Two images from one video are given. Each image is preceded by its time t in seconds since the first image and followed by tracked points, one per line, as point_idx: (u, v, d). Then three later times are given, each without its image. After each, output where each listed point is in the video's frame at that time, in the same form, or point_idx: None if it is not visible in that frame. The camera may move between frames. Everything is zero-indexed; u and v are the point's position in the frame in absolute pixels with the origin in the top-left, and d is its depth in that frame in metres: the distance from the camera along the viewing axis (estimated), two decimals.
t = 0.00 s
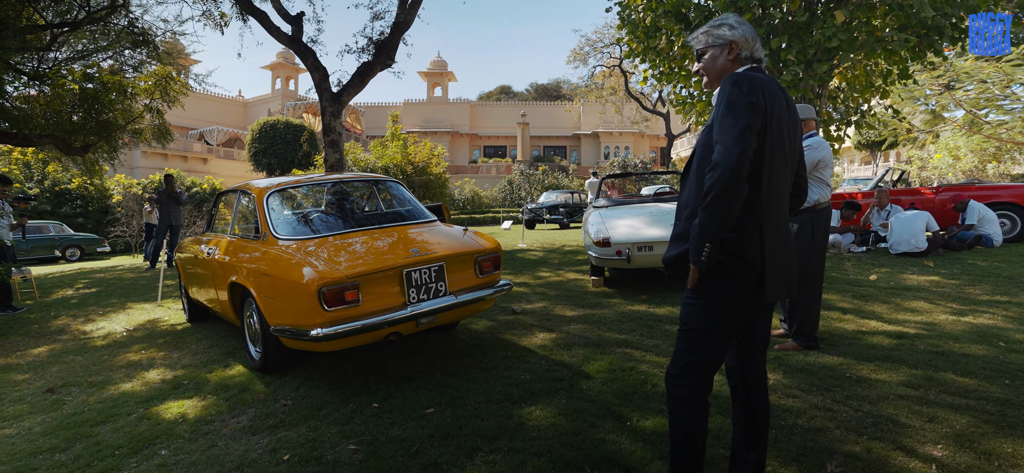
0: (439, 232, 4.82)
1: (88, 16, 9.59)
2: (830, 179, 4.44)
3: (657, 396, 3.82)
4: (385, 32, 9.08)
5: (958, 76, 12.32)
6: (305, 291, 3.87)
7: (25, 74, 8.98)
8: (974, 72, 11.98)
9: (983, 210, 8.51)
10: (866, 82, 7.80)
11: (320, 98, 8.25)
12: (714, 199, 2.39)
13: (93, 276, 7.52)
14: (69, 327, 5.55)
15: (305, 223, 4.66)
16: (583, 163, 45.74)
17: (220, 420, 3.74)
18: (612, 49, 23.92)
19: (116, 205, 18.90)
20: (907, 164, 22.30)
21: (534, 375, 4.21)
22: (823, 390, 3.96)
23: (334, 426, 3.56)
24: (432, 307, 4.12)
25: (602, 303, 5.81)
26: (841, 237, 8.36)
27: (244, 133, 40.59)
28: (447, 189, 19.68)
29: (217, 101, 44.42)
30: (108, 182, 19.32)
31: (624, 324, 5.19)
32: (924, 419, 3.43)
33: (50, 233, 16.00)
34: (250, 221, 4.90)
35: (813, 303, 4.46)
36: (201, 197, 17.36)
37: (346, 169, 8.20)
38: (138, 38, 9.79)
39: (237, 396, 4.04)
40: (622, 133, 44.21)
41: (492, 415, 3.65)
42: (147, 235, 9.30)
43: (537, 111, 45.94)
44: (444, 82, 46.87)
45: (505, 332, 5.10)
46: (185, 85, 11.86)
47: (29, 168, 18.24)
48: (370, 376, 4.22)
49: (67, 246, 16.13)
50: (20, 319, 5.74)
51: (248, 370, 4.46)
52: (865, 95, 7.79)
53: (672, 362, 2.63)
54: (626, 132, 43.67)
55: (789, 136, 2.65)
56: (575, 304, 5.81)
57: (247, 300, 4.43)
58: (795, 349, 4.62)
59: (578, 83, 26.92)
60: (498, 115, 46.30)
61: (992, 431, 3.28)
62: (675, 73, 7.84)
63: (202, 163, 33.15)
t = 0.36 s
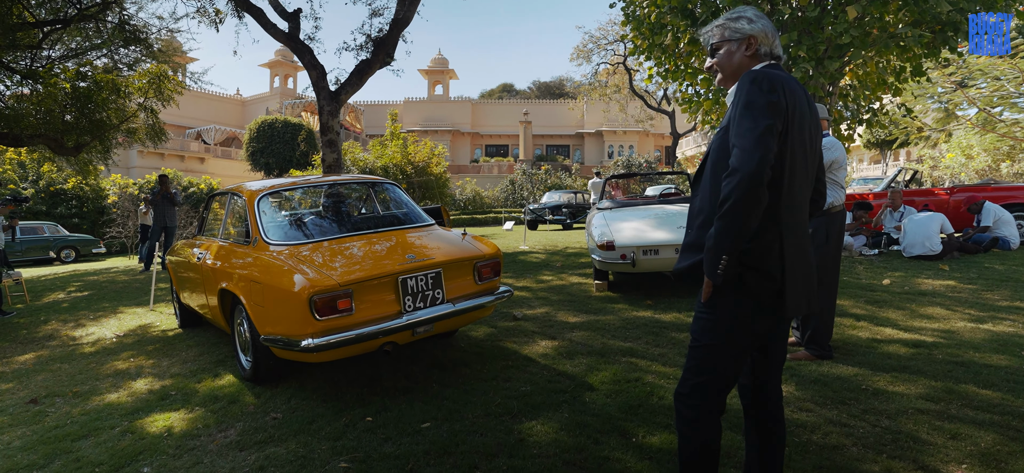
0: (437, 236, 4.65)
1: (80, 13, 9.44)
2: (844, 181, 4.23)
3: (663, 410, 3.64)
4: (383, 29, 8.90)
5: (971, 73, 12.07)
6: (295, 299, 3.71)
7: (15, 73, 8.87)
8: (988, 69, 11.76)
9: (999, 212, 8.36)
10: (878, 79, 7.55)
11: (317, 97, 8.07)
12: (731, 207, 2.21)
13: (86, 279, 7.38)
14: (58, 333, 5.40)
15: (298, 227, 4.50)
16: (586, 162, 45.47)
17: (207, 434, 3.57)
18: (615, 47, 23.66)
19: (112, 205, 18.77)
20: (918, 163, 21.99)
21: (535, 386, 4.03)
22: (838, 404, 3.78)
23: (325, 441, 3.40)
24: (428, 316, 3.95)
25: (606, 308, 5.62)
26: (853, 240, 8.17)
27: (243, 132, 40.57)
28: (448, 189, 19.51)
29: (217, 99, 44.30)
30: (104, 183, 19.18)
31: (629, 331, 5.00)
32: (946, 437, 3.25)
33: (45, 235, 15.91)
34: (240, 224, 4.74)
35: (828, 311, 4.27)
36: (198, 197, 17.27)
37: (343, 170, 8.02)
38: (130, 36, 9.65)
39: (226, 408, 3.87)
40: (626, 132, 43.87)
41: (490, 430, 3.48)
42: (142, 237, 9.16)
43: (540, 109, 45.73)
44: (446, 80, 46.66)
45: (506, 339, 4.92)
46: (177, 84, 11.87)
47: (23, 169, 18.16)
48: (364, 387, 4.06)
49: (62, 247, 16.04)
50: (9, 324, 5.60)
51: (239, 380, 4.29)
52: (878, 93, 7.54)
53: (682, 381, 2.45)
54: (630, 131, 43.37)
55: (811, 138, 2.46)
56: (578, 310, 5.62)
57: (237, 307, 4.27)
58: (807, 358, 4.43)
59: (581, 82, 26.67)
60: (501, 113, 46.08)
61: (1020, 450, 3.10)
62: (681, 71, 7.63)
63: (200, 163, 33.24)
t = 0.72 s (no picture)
0: (432, 244, 4.49)
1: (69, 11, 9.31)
2: (855, 187, 4.04)
3: (667, 428, 3.47)
4: (379, 28, 8.72)
5: (979, 73, 11.87)
6: (283, 312, 3.56)
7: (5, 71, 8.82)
8: (997, 68, 11.56)
9: (1012, 215, 8.23)
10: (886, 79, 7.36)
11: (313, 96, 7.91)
12: (742, 226, 2.04)
13: (77, 283, 7.22)
14: (43, 340, 5.25)
15: (287, 235, 4.36)
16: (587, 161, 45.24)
17: (190, 452, 3.41)
18: (616, 45, 23.46)
19: (104, 206, 18.66)
20: (923, 164, 21.75)
21: (533, 401, 3.88)
22: (849, 421, 3.60)
23: (313, 462, 3.24)
24: (422, 329, 3.79)
25: (607, 316, 5.46)
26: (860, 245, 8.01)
27: (236, 131, 40.58)
28: (447, 189, 19.36)
29: (213, 98, 44.06)
30: (97, 183, 19.06)
31: (632, 341, 4.84)
32: (967, 460, 3.08)
33: (36, 236, 15.83)
34: (228, 231, 4.60)
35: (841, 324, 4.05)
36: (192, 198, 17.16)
37: (338, 171, 7.87)
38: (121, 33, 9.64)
39: (211, 424, 3.72)
40: (628, 130, 43.60)
41: (486, 449, 3.31)
42: (135, 239, 9.00)
43: (541, 107, 45.53)
44: (444, 78, 46.27)
45: (504, 350, 4.76)
46: (171, 82, 11.67)
47: (16, 170, 18.60)
48: (356, 402, 3.91)
49: (54, 249, 16.00)
50: None
51: (227, 393, 4.15)
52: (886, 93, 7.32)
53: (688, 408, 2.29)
54: (632, 130, 43.15)
55: (826, 151, 2.29)
56: (578, 318, 5.45)
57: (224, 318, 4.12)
58: (817, 371, 4.26)
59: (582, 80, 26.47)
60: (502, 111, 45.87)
61: None
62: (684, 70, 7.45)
63: (195, 163, 33.26)
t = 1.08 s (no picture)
0: (421, 248, 4.36)
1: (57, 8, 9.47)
2: (858, 190, 3.87)
3: (661, 442, 3.32)
4: (373, 25, 8.59)
5: (987, 71, 11.64)
6: (261, 320, 3.44)
7: None
8: (1005, 66, 11.33)
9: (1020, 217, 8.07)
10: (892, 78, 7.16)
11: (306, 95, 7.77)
12: (727, 232, 1.89)
13: (64, 285, 7.17)
14: (25, 346, 5.16)
15: (270, 239, 4.23)
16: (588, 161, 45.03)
17: (163, 466, 3.27)
18: (615, 44, 23.26)
19: (97, 206, 18.60)
20: (928, 164, 21.44)
21: (523, 412, 3.73)
22: (851, 433, 3.35)
23: None
24: (406, 336, 3.65)
25: (604, 322, 5.30)
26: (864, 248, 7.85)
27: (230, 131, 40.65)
28: (443, 190, 19.22)
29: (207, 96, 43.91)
30: (89, 183, 19.04)
31: (628, 348, 4.68)
32: None
33: (26, 237, 15.82)
34: (210, 235, 4.47)
35: (840, 332, 3.79)
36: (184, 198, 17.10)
37: (331, 172, 7.73)
38: (111, 32, 9.68)
39: (188, 436, 3.58)
40: (629, 130, 43.37)
41: (471, 464, 3.16)
42: (125, 239, 8.99)
43: (541, 106, 45.33)
44: (441, 76, 46.14)
45: (495, 357, 4.61)
46: (160, 80, 11.82)
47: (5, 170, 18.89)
48: (341, 412, 3.79)
49: (44, 250, 15.97)
50: None
51: (208, 403, 4.03)
52: (891, 92, 7.13)
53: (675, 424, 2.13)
54: (633, 129, 42.92)
55: (821, 153, 2.13)
56: (574, 323, 5.29)
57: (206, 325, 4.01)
58: (817, 381, 3.97)
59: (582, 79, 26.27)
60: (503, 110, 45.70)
61: None
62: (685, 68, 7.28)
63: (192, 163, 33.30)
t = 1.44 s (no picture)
0: (408, 256, 4.22)
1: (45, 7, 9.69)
2: (858, 193, 3.62)
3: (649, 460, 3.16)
4: (365, 26, 8.47)
5: (994, 70, 11.40)
6: (233, 331, 3.30)
7: None
8: (1012, 66, 11.09)
9: None
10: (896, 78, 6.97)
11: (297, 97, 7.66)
12: (693, 237, 1.75)
13: (48, 292, 7.61)
14: (4, 355, 5.18)
15: (248, 246, 4.09)
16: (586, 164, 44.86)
17: None
18: (615, 45, 23.10)
19: (87, 210, 18.56)
20: (933, 167, 21.17)
21: (507, 427, 3.57)
22: (849, 450, 3.08)
23: None
24: (385, 347, 3.50)
25: (597, 330, 5.14)
26: (866, 253, 7.70)
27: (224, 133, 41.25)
28: (439, 193, 19.12)
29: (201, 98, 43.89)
30: (81, 186, 19.07)
31: (620, 358, 4.52)
32: None
33: (15, 241, 15.88)
34: (188, 241, 4.34)
35: (839, 338, 3.54)
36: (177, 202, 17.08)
37: (322, 175, 7.62)
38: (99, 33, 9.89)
39: (159, 451, 3.45)
40: (631, 131, 43.18)
41: None
42: (114, 243, 9.25)
43: (540, 107, 45.25)
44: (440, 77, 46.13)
45: (483, 367, 4.46)
46: (148, 81, 11.94)
47: None
48: (319, 427, 3.64)
49: (33, 254, 15.98)
50: None
51: (184, 416, 3.89)
52: (895, 92, 6.93)
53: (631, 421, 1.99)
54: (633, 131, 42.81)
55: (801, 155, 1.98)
56: (565, 331, 5.14)
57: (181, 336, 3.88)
58: (815, 392, 3.68)
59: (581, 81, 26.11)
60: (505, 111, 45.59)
61: None
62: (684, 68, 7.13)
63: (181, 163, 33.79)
